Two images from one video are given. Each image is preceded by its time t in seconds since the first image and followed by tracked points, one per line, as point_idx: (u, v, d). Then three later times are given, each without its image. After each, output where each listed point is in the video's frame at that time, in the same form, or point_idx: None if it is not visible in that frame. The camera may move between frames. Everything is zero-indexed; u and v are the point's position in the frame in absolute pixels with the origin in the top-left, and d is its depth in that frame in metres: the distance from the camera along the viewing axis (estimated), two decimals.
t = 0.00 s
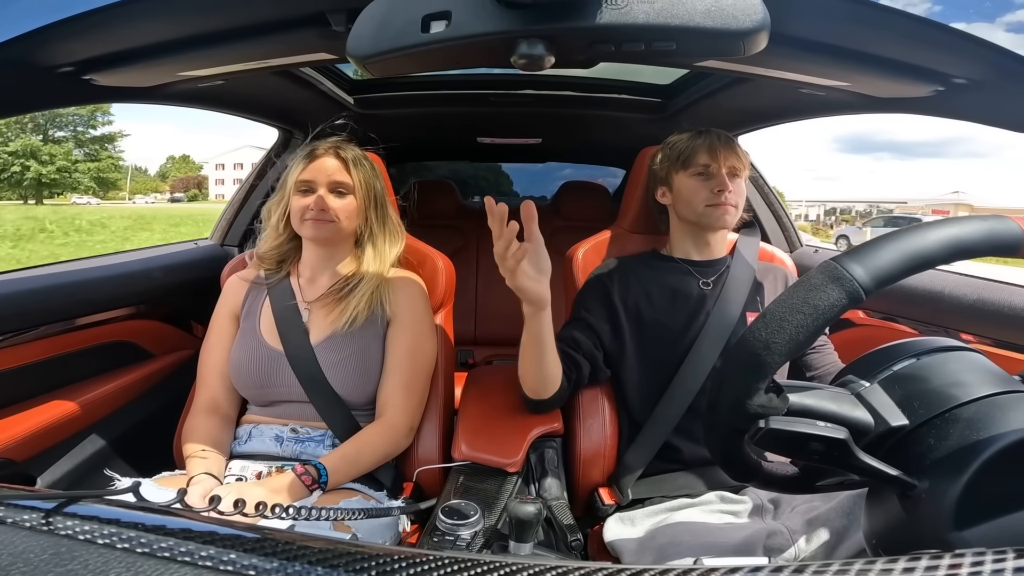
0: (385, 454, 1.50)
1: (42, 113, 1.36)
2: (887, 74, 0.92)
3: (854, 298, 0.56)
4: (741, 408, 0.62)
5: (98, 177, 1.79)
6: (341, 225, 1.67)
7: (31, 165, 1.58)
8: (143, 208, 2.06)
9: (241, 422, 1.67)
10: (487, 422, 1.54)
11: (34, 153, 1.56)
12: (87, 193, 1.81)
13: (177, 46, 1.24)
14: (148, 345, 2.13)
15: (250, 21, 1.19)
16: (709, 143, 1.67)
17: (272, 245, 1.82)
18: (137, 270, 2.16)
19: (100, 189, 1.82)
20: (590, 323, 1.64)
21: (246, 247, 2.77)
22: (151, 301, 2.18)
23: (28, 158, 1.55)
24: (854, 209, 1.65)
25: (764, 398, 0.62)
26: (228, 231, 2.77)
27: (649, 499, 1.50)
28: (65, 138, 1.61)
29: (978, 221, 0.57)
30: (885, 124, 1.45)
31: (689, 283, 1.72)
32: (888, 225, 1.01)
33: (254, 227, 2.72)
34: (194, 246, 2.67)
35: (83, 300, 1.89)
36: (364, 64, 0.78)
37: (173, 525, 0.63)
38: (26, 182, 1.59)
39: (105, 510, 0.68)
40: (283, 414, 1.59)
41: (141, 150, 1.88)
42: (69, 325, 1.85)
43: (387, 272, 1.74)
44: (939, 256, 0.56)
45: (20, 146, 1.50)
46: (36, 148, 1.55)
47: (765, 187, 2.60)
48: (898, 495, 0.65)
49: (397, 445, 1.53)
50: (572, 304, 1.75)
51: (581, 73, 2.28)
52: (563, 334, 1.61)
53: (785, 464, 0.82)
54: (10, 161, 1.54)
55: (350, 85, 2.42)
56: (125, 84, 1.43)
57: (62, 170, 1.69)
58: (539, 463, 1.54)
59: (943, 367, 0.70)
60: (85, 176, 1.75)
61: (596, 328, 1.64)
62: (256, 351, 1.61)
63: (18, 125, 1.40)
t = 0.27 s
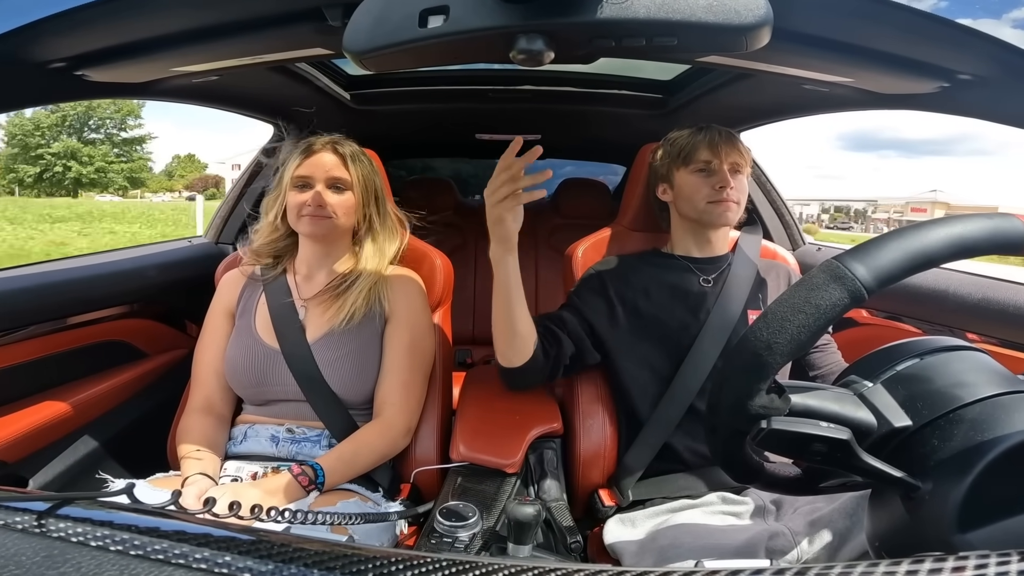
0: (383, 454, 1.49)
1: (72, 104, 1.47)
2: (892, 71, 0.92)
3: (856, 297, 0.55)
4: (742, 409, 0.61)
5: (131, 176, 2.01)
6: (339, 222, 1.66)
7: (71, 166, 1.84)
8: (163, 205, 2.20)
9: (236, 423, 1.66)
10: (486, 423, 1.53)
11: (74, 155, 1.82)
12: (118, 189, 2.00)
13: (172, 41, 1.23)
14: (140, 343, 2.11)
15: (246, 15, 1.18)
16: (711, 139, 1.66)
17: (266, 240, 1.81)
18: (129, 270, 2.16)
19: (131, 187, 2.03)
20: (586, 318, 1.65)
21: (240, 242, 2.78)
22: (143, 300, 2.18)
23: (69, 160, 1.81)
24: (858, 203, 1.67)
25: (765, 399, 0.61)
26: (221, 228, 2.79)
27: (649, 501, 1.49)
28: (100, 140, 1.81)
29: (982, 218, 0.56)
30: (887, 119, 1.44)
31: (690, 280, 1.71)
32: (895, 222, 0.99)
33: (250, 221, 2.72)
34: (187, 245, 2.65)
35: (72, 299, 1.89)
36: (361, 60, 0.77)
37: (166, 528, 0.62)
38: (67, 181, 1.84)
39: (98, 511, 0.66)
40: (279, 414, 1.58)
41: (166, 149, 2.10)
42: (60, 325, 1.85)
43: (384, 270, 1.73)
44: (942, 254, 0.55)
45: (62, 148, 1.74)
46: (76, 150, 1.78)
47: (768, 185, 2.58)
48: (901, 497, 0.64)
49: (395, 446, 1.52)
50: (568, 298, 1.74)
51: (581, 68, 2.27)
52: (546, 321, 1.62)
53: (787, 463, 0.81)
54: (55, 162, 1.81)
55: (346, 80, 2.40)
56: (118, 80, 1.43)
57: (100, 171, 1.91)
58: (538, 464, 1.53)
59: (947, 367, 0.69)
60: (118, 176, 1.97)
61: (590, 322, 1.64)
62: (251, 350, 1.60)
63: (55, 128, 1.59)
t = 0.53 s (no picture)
0: (378, 457, 1.48)
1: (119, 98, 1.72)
2: (898, 71, 0.91)
3: (861, 300, 0.54)
4: (744, 411, 0.60)
5: (159, 175, 2.20)
6: (331, 222, 1.66)
7: (110, 166, 2.01)
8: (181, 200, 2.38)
9: (230, 425, 1.65)
10: (484, 426, 1.51)
11: (112, 156, 2.00)
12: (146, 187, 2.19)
13: (167, 37, 1.21)
14: (130, 342, 2.09)
15: (243, 12, 1.17)
16: (707, 139, 1.65)
17: (261, 240, 1.81)
18: (122, 269, 2.13)
19: (158, 186, 2.22)
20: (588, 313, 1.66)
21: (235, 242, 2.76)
22: (135, 300, 2.16)
23: (107, 160, 1.99)
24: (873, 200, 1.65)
25: (766, 401, 0.59)
26: (217, 227, 2.77)
27: (650, 505, 1.47)
28: (131, 141, 2.02)
29: (988, 220, 0.55)
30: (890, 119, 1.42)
31: (690, 281, 1.70)
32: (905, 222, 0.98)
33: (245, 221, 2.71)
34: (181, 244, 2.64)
35: (64, 298, 1.87)
36: (358, 57, 0.76)
37: (160, 531, 0.60)
38: (104, 180, 2.01)
39: (90, 513, 0.65)
40: (274, 417, 1.57)
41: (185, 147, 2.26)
42: (53, 325, 1.84)
43: (380, 270, 1.73)
44: (946, 256, 0.54)
45: (102, 149, 1.94)
46: (112, 150, 1.98)
47: (771, 185, 2.57)
48: (903, 502, 0.63)
49: (391, 448, 1.50)
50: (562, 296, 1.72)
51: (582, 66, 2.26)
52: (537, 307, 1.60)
53: (791, 467, 0.80)
54: (93, 163, 1.97)
55: (343, 77, 2.38)
56: (114, 76, 1.42)
57: (133, 171, 2.10)
58: (537, 468, 1.51)
59: (952, 369, 0.68)
60: (149, 176, 2.16)
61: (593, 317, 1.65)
62: (246, 352, 1.59)
63: (99, 127, 1.82)
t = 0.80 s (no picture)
0: (376, 460, 1.47)
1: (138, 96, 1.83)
2: (905, 67, 0.90)
3: (866, 299, 0.53)
4: (746, 414, 0.58)
5: (187, 176, 2.22)
6: (330, 221, 1.64)
7: (142, 167, 2.02)
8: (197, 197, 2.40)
9: (226, 428, 1.64)
10: (482, 429, 1.50)
11: (143, 157, 2.02)
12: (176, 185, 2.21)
13: (162, 33, 1.20)
14: (124, 344, 2.07)
15: (238, 8, 1.16)
16: (713, 136, 1.65)
17: (257, 239, 1.80)
18: (117, 269, 2.13)
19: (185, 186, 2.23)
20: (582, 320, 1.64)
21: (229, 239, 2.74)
22: (129, 301, 2.14)
23: (139, 162, 2.01)
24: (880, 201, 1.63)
25: (769, 402, 0.58)
26: (211, 227, 2.75)
27: (653, 508, 1.47)
28: (159, 143, 2.06)
29: (997, 219, 0.54)
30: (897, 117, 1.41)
31: (693, 282, 1.69)
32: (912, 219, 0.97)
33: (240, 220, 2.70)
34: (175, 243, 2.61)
35: (58, 299, 1.86)
36: (355, 54, 0.75)
37: (154, 536, 0.59)
38: (137, 180, 2.02)
39: (84, 517, 0.64)
40: (269, 420, 1.56)
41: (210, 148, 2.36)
42: (44, 326, 1.83)
43: (379, 270, 1.72)
44: (952, 255, 0.53)
45: (135, 150, 2.00)
46: (144, 152, 2.02)
47: (774, 184, 2.56)
48: (908, 504, 0.62)
49: (389, 451, 1.49)
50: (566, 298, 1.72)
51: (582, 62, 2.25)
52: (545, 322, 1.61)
53: (794, 470, 0.79)
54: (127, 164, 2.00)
55: (340, 75, 2.36)
56: (106, 74, 1.40)
57: (162, 171, 2.10)
58: (537, 470, 1.50)
59: (958, 370, 0.67)
60: (176, 176, 2.16)
61: (585, 326, 1.63)
62: (241, 353, 1.58)
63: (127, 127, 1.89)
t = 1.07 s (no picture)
0: (373, 463, 1.46)
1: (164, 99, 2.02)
2: (913, 66, 0.89)
3: (872, 302, 0.52)
4: (751, 418, 0.57)
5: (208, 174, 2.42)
6: (326, 221, 1.63)
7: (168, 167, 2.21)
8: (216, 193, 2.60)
9: (221, 430, 1.63)
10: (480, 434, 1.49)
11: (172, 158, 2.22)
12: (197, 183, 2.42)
13: (160, 31, 1.20)
14: (119, 345, 2.06)
15: (236, 5, 1.15)
16: (711, 137, 1.64)
17: (254, 240, 1.79)
18: (111, 269, 2.12)
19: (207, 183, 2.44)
20: (581, 325, 1.64)
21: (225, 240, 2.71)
22: (124, 301, 2.13)
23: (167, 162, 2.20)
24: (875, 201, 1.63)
25: (773, 405, 0.57)
26: (207, 226, 2.73)
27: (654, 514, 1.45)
28: (187, 145, 2.26)
29: (1002, 222, 0.53)
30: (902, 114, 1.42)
31: (696, 285, 1.68)
32: (920, 221, 0.96)
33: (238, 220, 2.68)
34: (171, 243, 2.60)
35: (52, 299, 1.86)
36: (353, 52, 0.74)
37: (147, 539, 0.58)
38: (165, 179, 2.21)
39: (76, 519, 0.63)
40: (265, 422, 1.55)
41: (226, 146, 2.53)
42: (37, 326, 1.81)
43: (376, 271, 1.70)
44: (961, 259, 0.52)
45: (165, 152, 2.18)
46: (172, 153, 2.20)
47: (778, 185, 2.55)
48: (913, 511, 0.60)
49: (386, 454, 1.48)
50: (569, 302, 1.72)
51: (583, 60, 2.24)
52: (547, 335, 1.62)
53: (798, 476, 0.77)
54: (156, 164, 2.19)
55: (339, 73, 2.35)
56: (102, 71, 1.40)
57: (188, 171, 2.30)
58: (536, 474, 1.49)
59: (964, 375, 0.66)
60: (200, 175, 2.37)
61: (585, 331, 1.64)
62: (238, 355, 1.57)
63: (155, 129, 2.08)
